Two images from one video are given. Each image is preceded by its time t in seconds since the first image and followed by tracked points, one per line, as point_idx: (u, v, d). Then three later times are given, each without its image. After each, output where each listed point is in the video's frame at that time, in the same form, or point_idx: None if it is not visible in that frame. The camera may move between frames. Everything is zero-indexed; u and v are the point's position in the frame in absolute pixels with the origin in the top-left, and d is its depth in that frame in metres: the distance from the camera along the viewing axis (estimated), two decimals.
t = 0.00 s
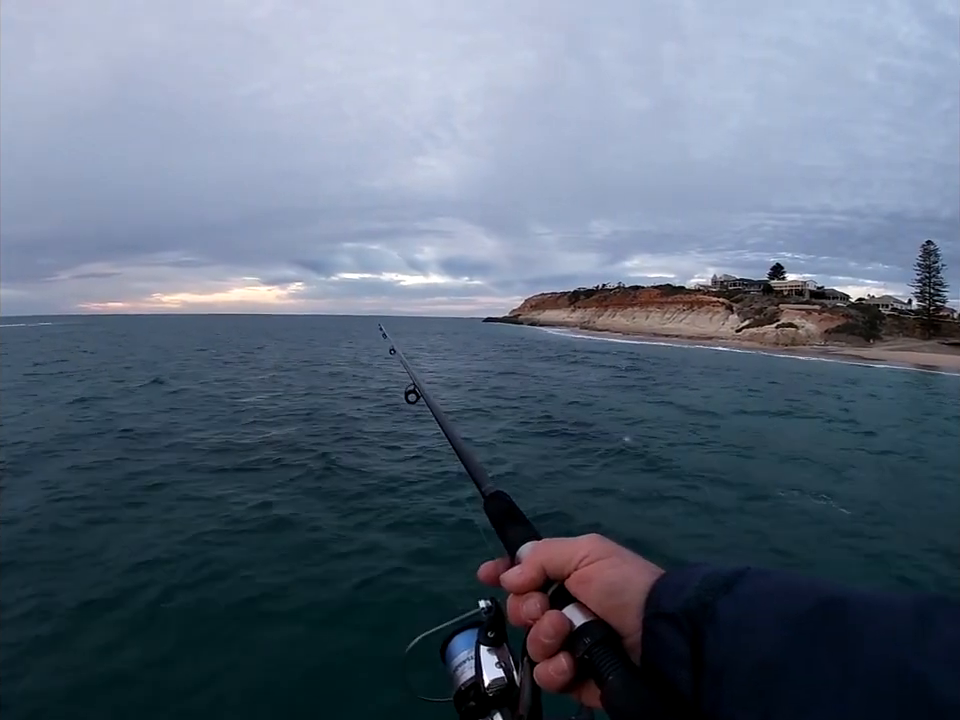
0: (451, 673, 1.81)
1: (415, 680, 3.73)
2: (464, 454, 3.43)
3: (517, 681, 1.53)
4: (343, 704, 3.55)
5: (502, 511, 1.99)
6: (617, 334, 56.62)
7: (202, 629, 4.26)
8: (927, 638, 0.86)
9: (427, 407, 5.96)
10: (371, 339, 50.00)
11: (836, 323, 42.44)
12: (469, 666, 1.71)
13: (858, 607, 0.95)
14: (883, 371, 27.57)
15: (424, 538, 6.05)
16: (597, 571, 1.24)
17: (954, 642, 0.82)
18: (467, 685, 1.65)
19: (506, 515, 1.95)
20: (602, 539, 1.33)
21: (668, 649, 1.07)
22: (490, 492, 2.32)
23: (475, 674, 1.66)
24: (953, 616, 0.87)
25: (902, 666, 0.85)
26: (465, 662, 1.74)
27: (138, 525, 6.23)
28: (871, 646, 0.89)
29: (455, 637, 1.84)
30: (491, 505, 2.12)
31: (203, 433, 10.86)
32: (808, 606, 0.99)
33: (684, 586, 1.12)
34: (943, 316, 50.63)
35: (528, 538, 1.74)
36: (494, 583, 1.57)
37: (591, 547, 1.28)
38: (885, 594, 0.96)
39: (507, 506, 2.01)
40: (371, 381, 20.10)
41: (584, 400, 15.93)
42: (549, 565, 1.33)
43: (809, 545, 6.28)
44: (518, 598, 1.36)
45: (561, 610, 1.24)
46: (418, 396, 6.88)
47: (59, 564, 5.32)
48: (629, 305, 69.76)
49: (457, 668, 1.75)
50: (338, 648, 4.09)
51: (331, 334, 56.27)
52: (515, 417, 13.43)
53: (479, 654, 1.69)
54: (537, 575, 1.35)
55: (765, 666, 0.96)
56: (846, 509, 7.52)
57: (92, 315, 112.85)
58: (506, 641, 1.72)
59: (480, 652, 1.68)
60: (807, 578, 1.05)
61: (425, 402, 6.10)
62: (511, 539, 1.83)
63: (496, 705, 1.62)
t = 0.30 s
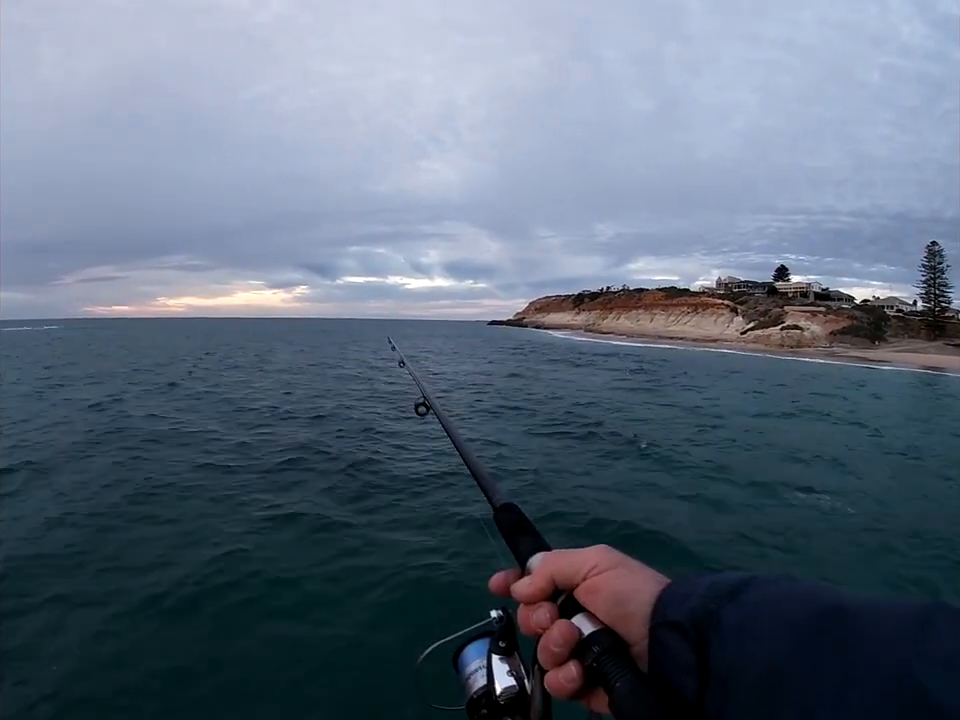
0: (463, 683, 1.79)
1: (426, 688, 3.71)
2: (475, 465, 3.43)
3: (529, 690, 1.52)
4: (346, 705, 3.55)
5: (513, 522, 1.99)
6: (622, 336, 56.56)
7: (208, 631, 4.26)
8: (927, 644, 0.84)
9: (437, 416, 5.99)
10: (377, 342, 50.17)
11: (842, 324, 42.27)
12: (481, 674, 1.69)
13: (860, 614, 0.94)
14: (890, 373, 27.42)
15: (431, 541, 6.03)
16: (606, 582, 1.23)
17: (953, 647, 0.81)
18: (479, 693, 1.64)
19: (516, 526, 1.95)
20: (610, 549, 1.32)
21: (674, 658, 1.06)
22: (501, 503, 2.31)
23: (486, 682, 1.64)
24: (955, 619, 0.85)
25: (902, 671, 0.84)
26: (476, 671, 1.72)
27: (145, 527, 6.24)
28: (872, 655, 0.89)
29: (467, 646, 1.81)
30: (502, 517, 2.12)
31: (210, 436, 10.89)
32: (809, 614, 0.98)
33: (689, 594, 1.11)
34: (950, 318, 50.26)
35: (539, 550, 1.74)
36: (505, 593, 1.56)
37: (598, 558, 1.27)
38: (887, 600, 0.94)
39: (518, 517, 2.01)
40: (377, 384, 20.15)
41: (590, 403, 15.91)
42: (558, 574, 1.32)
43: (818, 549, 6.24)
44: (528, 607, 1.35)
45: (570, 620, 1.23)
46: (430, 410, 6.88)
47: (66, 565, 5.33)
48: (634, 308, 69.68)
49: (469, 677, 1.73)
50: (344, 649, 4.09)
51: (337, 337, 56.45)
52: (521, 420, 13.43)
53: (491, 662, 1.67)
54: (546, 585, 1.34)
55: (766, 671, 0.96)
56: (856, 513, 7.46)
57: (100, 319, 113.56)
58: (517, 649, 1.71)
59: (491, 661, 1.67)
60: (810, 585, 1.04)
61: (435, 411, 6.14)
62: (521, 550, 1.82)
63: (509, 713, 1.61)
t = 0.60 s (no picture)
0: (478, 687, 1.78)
1: (444, 693, 3.69)
2: (489, 472, 3.44)
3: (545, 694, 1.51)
4: (352, 708, 3.56)
5: (528, 528, 1.99)
6: (627, 342, 56.42)
7: (216, 635, 4.28)
8: (935, 646, 0.85)
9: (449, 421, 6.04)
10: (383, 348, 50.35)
11: (848, 329, 42.11)
12: (496, 678, 1.68)
13: (869, 616, 0.95)
14: (898, 377, 27.24)
15: (440, 546, 6.03)
16: (620, 587, 1.23)
17: None
18: (494, 697, 1.63)
19: (531, 532, 1.95)
20: (624, 554, 1.32)
21: (688, 661, 1.06)
22: (516, 509, 2.31)
23: (502, 686, 1.63)
24: None
25: (911, 672, 0.85)
26: (492, 674, 1.72)
27: (155, 532, 6.26)
28: (880, 655, 0.89)
29: (482, 650, 1.81)
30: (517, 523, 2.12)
31: (219, 442, 10.94)
32: (819, 615, 0.98)
33: (702, 598, 1.11)
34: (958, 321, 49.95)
35: (555, 554, 1.73)
36: (520, 598, 1.55)
37: (612, 562, 1.27)
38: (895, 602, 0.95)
39: (534, 523, 2.01)
40: (382, 391, 20.16)
41: (596, 409, 15.88)
42: (574, 580, 1.32)
43: (829, 553, 6.21)
44: (543, 612, 1.34)
45: (585, 624, 1.23)
46: (443, 415, 6.89)
47: (76, 569, 5.36)
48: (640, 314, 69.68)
49: (483, 681, 1.72)
50: (352, 652, 4.10)
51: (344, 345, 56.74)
52: (528, 425, 13.40)
53: (506, 666, 1.67)
54: (562, 590, 1.33)
55: (777, 672, 0.96)
56: (866, 517, 7.40)
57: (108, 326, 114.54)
58: (532, 654, 1.70)
59: (507, 666, 1.66)
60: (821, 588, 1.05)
61: (448, 417, 6.18)
62: (536, 556, 1.81)
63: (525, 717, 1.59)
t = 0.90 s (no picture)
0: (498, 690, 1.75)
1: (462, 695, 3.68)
2: (507, 478, 3.44)
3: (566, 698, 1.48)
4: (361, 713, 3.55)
5: (548, 532, 1.97)
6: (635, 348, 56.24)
7: (230, 636, 4.30)
8: (953, 647, 0.86)
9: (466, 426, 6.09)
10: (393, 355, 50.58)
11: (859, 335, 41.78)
12: (517, 682, 1.66)
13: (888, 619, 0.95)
14: (910, 383, 26.96)
15: (452, 551, 6.02)
16: (643, 590, 1.21)
17: None
18: (515, 700, 1.61)
19: (552, 536, 1.93)
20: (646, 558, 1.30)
21: (709, 663, 1.04)
22: (536, 513, 2.28)
23: (524, 689, 1.61)
24: None
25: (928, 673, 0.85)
26: (513, 678, 1.69)
27: (167, 535, 6.29)
28: (899, 656, 0.89)
29: (502, 654, 1.78)
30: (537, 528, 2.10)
31: (231, 446, 11.02)
32: (840, 617, 0.98)
33: (724, 600, 1.10)
34: None
35: (576, 559, 1.71)
36: (542, 602, 1.53)
37: (635, 566, 1.25)
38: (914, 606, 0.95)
39: (554, 527, 1.99)
40: (391, 397, 20.16)
41: (606, 415, 15.82)
42: (596, 583, 1.29)
43: (845, 555, 6.14)
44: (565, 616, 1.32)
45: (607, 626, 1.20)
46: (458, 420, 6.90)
47: (91, 571, 5.39)
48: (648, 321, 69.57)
49: (504, 684, 1.69)
50: (364, 657, 4.11)
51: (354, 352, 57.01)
52: (537, 431, 13.37)
53: (527, 669, 1.64)
54: (584, 593, 1.31)
55: (797, 674, 0.96)
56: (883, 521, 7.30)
57: (121, 334, 115.86)
58: (552, 658, 1.68)
59: (527, 669, 1.64)
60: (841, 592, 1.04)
61: (465, 422, 6.22)
62: (557, 559, 1.79)
63: None
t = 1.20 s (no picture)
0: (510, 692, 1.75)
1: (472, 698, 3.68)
2: (517, 481, 3.44)
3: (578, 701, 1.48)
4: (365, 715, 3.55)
5: (559, 536, 1.96)
6: (641, 354, 56.07)
7: (237, 637, 4.33)
8: None
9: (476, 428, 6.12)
10: (400, 359, 50.65)
11: (866, 340, 41.50)
12: (529, 684, 1.65)
13: (895, 620, 0.93)
14: (920, 388, 26.74)
15: (459, 554, 6.02)
16: (653, 594, 1.21)
17: None
18: (526, 703, 1.60)
19: (563, 540, 1.93)
20: (658, 561, 1.29)
21: (719, 665, 1.04)
22: (547, 517, 2.29)
23: (535, 692, 1.61)
24: None
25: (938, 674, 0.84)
26: (524, 681, 1.69)
27: (175, 538, 6.31)
28: (911, 659, 0.88)
29: (513, 658, 1.76)
30: (548, 532, 2.10)
31: (239, 449, 11.07)
32: (851, 620, 0.97)
33: (734, 604, 1.09)
34: None
35: (587, 562, 1.71)
36: (553, 606, 1.52)
37: (646, 569, 1.25)
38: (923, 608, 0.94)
39: (565, 531, 1.99)
40: (398, 401, 20.15)
41: (613, 419, 15.75)
42: (608, 587, 1.29)
43: (854, 557, 6.10)
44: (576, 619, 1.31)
45: (619, 630, 1.20)
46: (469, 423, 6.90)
47: (100, 573, 5.43)
48: (654, 325, 69.40)
49: (516, 688, 1.67)
50: (370, 658, 4.12)
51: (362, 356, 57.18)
52: (544, 436, 13.34)
53: (539, 672, 1.64)
54: (595, 597, 1.30)
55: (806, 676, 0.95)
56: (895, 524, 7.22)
57: (130, 337, 116.68)
58: (564, 661, 1.68)
59: (539, 672, 1.64)
60: (852, 596, 1.03)
61: (475, 424, 6.25)
62: (568, 563, 1.79)
63: None
